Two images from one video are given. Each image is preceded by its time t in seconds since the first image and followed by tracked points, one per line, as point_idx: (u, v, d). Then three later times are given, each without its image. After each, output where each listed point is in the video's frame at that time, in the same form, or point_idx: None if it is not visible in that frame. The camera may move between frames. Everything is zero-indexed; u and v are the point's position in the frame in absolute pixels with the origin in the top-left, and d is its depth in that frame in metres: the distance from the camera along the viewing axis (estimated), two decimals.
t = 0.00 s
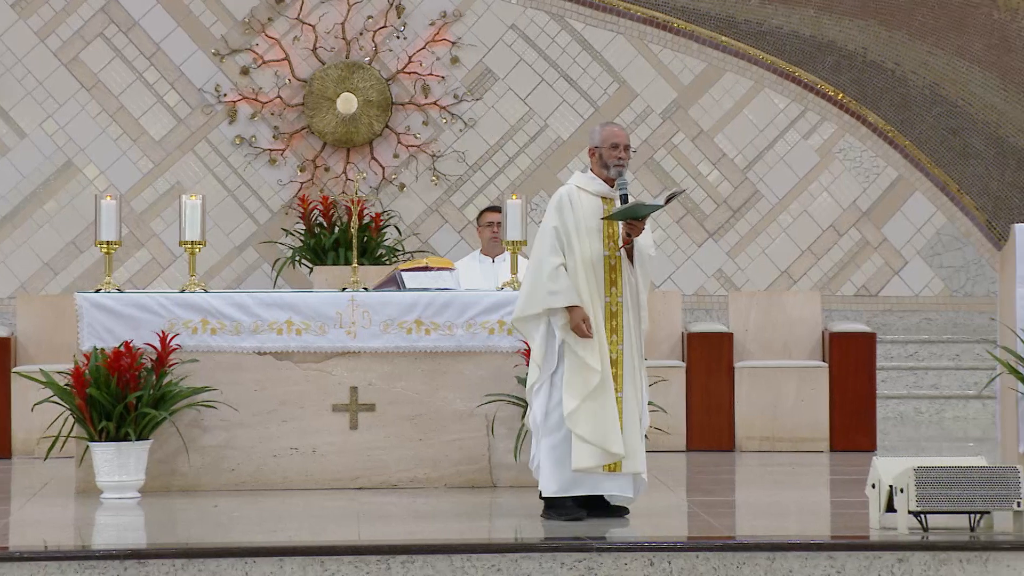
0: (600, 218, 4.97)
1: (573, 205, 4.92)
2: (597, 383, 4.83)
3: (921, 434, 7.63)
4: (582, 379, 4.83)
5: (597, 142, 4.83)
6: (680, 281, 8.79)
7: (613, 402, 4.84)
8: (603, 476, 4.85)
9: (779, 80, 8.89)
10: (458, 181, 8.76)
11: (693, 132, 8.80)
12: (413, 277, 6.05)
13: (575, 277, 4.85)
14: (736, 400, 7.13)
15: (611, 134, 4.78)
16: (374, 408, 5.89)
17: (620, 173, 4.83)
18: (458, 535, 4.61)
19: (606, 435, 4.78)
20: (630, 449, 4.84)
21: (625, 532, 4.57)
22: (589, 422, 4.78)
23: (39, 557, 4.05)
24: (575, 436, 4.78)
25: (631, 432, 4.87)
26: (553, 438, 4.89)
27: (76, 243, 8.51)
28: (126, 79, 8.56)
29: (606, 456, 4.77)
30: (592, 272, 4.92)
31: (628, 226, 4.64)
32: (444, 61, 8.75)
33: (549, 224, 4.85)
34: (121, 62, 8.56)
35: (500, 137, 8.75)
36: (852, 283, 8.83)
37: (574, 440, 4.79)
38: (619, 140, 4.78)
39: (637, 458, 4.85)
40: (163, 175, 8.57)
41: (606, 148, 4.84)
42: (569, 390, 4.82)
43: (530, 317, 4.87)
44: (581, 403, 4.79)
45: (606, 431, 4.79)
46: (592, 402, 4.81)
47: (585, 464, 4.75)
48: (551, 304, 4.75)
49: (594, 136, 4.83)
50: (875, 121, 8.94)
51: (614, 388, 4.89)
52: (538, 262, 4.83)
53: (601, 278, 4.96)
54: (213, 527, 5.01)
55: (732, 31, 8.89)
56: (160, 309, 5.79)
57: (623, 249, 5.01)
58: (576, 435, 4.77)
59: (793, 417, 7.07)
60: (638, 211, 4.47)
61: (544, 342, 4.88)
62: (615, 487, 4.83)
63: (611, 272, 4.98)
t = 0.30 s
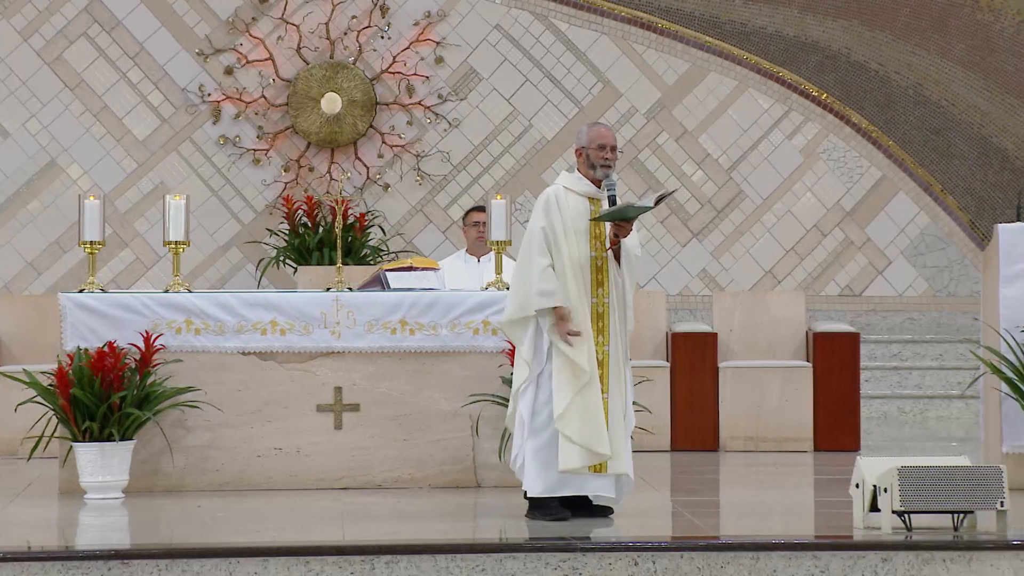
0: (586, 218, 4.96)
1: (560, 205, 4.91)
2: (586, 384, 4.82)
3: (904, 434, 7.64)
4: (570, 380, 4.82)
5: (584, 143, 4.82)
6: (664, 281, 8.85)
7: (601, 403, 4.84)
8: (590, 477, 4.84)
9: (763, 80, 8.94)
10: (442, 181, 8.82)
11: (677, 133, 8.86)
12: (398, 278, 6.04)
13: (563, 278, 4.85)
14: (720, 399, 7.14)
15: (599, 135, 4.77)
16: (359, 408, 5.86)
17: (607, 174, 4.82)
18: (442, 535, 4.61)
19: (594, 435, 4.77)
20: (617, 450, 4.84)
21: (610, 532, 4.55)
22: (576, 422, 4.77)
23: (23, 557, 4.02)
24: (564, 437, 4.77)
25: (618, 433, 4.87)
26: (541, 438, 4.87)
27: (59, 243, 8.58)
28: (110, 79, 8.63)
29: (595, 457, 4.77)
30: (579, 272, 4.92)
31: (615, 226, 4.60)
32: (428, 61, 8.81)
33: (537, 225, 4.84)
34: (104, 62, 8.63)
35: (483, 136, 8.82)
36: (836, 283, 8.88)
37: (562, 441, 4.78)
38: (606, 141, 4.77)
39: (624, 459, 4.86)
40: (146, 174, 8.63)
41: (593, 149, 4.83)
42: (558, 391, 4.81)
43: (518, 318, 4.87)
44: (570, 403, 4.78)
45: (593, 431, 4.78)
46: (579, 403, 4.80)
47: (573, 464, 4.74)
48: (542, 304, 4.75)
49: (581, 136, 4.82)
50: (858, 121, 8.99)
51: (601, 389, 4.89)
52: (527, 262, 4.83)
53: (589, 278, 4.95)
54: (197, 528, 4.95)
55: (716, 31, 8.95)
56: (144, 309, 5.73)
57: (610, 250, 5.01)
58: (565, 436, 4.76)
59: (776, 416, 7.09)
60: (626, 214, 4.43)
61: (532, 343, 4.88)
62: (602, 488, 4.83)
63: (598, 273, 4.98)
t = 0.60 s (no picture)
0: (575, 219, 4.95)
1: (548, 205, 4.91)
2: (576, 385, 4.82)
3: (892, 434, 7.65)
4: (560, 381, 4.81)
5: (573, 143, 4.82)
6: (652, 281, 8.86)
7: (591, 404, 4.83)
8: (579, 478, 4.83)
9: (750, 81, 8.95)
10: (430, 181, 8.82)
11: (665, 133, 8.86)
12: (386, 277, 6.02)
13: (544, 278, 4.85)
14: (708, 399, 7.15)
15: (587, 136, 4.77)
16: (347, 408, 5.84)
17: (596, 175, 4.83)
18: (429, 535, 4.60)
19: (584, 437, 4.77)
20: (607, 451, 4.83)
21: (598, 533, 4.54)
22: (566, 424, 4.76)
23: (10, 558, 4.01)
24: (554, 438, 4.76)
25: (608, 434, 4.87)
26: (531, 439, 4.86)
27: (47, 243, 8.57)
28: (97, 79, 8.63)
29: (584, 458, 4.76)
30: (566, 272, 4.91)
31: (604, 227, 4.59)
32: (416, 61, 8.81)
33: (524, 224, 4.84)
34: (92, 62, 8.63)
35: (471, 136, 8.82)
36: (823, 283, 8.89)
37: (552, 442, 4.76)
38: (595, 142, 4.76)
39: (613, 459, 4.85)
40: (134, 174, 8.63)
41: (582, 149, 4.83)
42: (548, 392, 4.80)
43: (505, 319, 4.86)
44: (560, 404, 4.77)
45: (584, 433, 4.77)
46: (570, 403, 4.79)
47: (563, 465, 4.73)
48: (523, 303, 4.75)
49: (569, 137, 4.82)
50: (846, 121, 9.00)
51: (591, 389, 4.89)
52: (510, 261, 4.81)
53: (576, 279, 4.94)
54: (186, 529, 4.93)
55: (703, 32, 8.97)
56: (131, 309, 5.71)
57: (599, 251, 5.01)
58: (556, 437, 4.75)
59: (764, 416, 7.10)
60: (616, 215, 4.43)
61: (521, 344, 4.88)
62: (591, 489, 4.83)
63: (587, 273, 4.97)
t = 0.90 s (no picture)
0: (566, 220, 4.95)
1: (540, 206, 4.91)
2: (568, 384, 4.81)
3: (883, 434, 7.66)
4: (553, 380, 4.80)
5: (565, 144, 4.81)
6: (644, 282, 8.86)
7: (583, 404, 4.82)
8: (572, 478, 4.83)
9: (742, 81, 8.96)
10: (422, 181, 8.81)
11: (657, 133, 8.86)
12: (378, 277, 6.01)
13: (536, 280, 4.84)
14: (700, 400, 7.16)
15: (580, 137, 4.76)
16: (339, 408, 5.83)
17: (586, 177, 4.82)
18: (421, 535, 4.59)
19: (576, 436, 4.76)
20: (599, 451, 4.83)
21: (589, 533, 4.54)
22: (559, 423, 4.75)
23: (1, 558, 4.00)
24: (547, 438, 4.75)
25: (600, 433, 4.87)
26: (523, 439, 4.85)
27: (38, 243, 8.57)
28: (89, 79, 8.62)
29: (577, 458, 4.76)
30: (560, 273, 4.90)
31: (596, 229, 4.59)
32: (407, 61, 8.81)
33: (517, 225, 4.83)
34: (83, 62, 8.62)
35: (463, 136, 8.82)
36: (815, 283, 8.90)
37: (544, 442, 4.75)
38: (587, 143, 4.76)
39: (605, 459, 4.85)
40: (126, 174, 8.63)
41: (574, 150, 4.82)
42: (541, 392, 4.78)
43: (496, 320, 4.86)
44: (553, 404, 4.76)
45: (576, 432, 4.76)
46: (562, 403, 4.78)
47: (556, 465, 4.72)
48: (518, 309, 4.72)
49: (562, 138, 4.81)
50: (837, 121, 9.01)
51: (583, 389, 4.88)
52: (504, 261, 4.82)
53: (569, 279, 4.94)
54: (178, 529, 4.92)
55: (695, 32, 8.97)
56: (123, 309, 5.70)
57: (590, 251, 5.00)
58: (549, 437, 4.74)
59: (755, 416, 7.12)
60: (607, 216, 4.44)
61: (507, 345, 4.88)
62: (584, 488, 4.82)
63: (579, 274, 4.97)
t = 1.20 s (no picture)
0: (566, 220, 4.95)
1: (541, 207, 4.91)
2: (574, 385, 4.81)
3: (882, 434, 7.66)
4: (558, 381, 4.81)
5: (563, 145, 4.83)
6: (642, 282, 8.86)
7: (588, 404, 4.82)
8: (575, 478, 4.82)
9: (740, 81, 8.96)
10: (420, 181, 8.82)
11: (655, 133, 8.86)
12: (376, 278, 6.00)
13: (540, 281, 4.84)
14: (698, 400, 7.17)
15: (579, 139, 4.78)
16: (337, 408, 5.83)
17: (585, 178, 4.87)
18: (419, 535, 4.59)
19: (582, 436, 4.76)
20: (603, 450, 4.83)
21: (587, 533, 4.53)
22: (565, 424, 4.76)
23: None
24: (554, 439, 4.75)
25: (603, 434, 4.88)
26: (527, 441, 4.84)
27: (36, 243, 8.56)
28: (87, 79, 8.62)
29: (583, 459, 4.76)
30: (563, 273, 4.91)
31: (594, 230, 4.59)
32: (406, 61, 8.82)
33: (519, 226, 4.84)
34: (81, 62, 8.62)
35: (461, 136, 8.82)
36: (813, 283, 8.90)
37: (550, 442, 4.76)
38: (586, 145, 4.78)
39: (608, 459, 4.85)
40: (124, 174, 8.62)
41: (572, 152, 4.84)
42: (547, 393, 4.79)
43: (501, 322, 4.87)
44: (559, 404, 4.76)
45: (581, 433, 4.77)
46: (569, 403, 4.79)
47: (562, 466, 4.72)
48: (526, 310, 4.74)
49: (560, 139, 4.82)
50: (835, 121, 9.01)
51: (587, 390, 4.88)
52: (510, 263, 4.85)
53: (572, 280, 4.94)
54: (176, 529, 4.92)
55: (693, 32, 8.97)
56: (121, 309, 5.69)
57: (590, 251, 5.01)
58: (555, 438, 4.74)
59: (753, 416, 7.12)
60: (606, 217, 4.45)
61: (510, 353, 4.93)
62: (588, 488, 4.82)
63: (580, 274, 4.97)
